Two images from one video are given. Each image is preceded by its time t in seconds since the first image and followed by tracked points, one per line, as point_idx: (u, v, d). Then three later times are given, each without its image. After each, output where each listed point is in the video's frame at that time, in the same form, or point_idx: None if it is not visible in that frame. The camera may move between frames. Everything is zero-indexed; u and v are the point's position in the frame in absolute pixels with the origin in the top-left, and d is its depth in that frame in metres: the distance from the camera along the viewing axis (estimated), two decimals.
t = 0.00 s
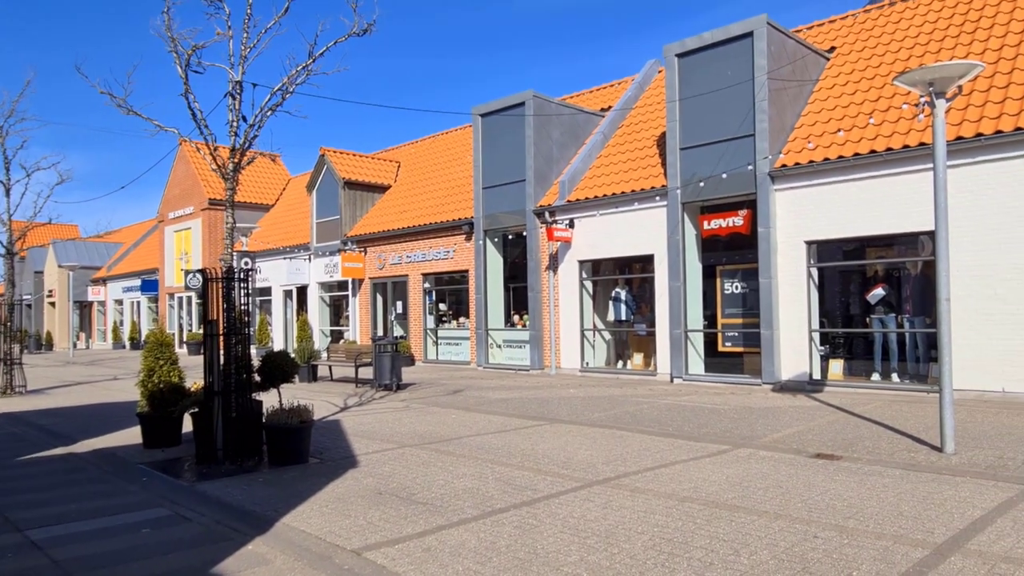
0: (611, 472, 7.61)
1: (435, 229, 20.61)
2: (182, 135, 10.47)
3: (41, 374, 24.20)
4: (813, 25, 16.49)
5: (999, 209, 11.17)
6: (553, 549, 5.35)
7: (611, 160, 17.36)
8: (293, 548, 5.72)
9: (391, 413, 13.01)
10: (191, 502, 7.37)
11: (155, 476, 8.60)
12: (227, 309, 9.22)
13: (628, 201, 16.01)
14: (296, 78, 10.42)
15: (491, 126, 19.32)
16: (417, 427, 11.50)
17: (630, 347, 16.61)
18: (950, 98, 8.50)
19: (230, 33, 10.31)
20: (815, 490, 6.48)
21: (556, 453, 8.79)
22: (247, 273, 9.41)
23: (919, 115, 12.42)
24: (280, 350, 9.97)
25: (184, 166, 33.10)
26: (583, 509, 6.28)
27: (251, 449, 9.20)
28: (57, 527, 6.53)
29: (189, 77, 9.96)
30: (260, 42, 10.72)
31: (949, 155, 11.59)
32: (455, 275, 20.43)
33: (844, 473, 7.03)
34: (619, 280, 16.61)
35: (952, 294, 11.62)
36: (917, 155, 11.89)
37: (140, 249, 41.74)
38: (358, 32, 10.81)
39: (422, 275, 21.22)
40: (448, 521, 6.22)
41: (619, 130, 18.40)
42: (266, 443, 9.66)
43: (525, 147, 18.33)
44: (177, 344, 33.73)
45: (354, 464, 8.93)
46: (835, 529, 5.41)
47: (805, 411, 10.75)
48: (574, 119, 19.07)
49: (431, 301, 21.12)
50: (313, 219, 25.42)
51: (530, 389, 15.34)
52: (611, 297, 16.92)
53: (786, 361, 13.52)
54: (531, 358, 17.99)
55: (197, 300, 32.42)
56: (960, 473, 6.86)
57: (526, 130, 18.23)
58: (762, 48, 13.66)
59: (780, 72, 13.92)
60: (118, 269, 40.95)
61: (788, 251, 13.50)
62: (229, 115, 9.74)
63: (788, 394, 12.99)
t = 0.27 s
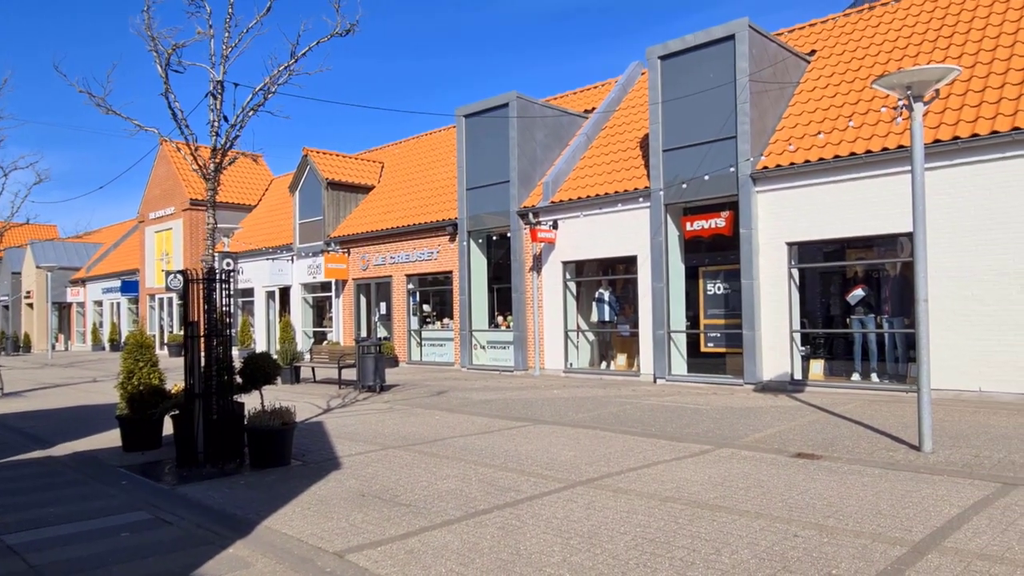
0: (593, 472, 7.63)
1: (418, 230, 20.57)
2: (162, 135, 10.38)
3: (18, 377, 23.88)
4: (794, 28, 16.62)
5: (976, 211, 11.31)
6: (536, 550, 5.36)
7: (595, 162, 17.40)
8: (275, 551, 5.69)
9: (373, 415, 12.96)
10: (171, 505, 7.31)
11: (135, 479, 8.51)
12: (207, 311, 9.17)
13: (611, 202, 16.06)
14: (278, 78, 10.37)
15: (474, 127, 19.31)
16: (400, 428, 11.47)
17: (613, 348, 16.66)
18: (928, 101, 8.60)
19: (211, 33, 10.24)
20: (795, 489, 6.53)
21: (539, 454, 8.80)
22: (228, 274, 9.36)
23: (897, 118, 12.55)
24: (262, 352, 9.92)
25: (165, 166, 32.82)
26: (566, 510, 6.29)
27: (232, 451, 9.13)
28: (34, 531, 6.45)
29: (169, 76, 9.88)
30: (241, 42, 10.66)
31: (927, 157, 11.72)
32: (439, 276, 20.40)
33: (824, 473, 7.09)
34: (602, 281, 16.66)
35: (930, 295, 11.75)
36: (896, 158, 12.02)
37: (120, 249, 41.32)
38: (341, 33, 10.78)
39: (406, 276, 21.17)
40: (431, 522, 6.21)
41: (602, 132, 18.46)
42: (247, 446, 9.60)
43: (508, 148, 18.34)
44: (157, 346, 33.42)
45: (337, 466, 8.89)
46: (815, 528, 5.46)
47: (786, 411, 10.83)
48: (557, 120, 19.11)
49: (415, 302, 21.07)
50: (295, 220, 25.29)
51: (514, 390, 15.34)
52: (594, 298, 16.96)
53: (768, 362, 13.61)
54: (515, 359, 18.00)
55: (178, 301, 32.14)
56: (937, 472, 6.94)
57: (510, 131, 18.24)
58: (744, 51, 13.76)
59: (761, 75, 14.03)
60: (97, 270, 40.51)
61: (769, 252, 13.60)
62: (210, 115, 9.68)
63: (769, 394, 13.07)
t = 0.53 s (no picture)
0: (576, 474, 7.64)
1: (402, 231, 20.53)
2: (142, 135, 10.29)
3: None
4: (775, 32, 16.75)
5: (953, 213, 11.45)
6: (518, 551, 5.36)
7: (578, 163, 17.44)
8: (256, 555, 5.65)
9: (356, 417, 12.91)
10: (151, 508, 7.24)
11: (114, 482, 8.42)
12: (188, 312, 9.10)
13: (594, 204, 16.10)
14: (260, 79, 10.32)
15: (458, 128, 19.29)
16: (383, 430, 11.43)
17: (597, 349, 16.69)
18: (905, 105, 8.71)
19: (192, 32, 10.17)
20: (776, 489, 6.58)
21: (523, 455, 8.80)
22: (209, 275, 9.31)
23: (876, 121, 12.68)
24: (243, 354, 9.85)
25: (145, 166, 32.52)
26: (549, 511, 6.30)
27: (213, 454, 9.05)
28: (10, 537, 6.37)
29: (149, 75, 9.80)
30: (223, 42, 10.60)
31: (905, 161, 11.86)
32: (422, 277, 20.37)
33: (804, 472, 7.15)
34: (586, 282, 16.69)
35: (908, 297, 11.88)
36: (875, 160, 12.15)
37: (99, 250, 40.89)
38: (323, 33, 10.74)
39: (389, 278, 21.11)
40: (414, 525, 6.19)
41: (585, 134, 18.51)
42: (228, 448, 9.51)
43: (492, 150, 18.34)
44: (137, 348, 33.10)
45: (319, 468, 8.85)
46: (795, 527, 5.50)
47: (768, 411, 10.91)
48: (541, 122, 19.14)
49: (399, 303, 21.02)
50: (278, 221, 25.14)
51: (497, 392, 15.34)
52: (577, 299, 16.99)
53: (749, 363, 13.70)
54: (499, 361, 18.00)
55: (159, 303, 31.83)
56: (915, 471, 7.02)
57: (493, 132, 18.25)
58: (725, 54, 13.85)
59: (743, 78, 14.12)
60: (76, 271, 40.06)
61: (751, 254, 13.69)
62: (191, 115, 9.61)
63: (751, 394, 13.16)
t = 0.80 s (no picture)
0: (557, 474, 7.65)
1: (384, 232, 20.46)
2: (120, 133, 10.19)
3: None
4: (756, 35, 16.88)
5: (930, 216, 11.58)
6: (499, 552, 5.36)
7: (561, 164, 17.48)
8: (234, 558, 5.61)
9: (337, 418, 12.84)
10: (128, 511, 7.16)
11: (90, 485, 8.32)
12: (166, 313, 9.00)
13: (576, 205, 16.14)
14: (240, 78, 10.25)
15: (441, 129, 19.27)
16: (365, 431, 11.38)
17: (579, 350, 16.73)
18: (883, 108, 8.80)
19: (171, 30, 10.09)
20: (756, 488, 6.62)
21: (504, 456, 8.80)
22: (189, 275, 9.22)
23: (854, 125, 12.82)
24: (222, 355, 9.77)
25: (123, 165, 32.18)
26: (530, 512, 6.31)
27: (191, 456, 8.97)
28: None
29: (127, 73, 9.71)
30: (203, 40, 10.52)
31: (882, 164, 11.98)
32: (405, 278, 20.32)
33: (783, 472, 7.21)
34: (568, 283, 16.72)
35: (885, 298, 12.02)
36: (853, 163, 12.27)
37: (77, 250, 40.41)
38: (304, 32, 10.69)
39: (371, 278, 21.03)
40: (394, 526, 6.17)
41: (568, 135, 18.55)
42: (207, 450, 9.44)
43: (474, 151, 18.34)
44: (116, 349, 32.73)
45: (299, 470, 8.80)
46: (774, 527, 5.54)
47: (748, 412, 10.99)
48: (524, 123, 19.17)
49: (381, 304, 20.95)
50: (259, 221, 24.97)
51: (479, 393, 15.32)
52: (560, 300, 17.01)
53: (730, 363, 13.79)
54: (481, 361, 17.99)
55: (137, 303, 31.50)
56: (892, 470, 7.10)
57: (476, 133, 18.24)
58: (707, 57, 13.94)
59: (724, 81, 14.22)
60: (53, 271, 39.55)
61: (731, 255, 13.79)
62: (170, 113, 9.52)
63: (732, 395, 13.24)
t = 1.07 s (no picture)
0: (537, 475, 7.66)
1: (365, 232, 20.38)
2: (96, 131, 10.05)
3: None
4: (735, 39, 17.00)
5: (906, 219, 11.72)
6: (478, 553, 5.35)
7: (542, 166, 17.50)
8: (211, 561, 5.56)
9: (317, 419, 12.77)
10: (102, 514, 7.07)
11: (64, 488, 8.21)
12: (142, 314, 8.85)
13: (557, 206, 16.16)
14: (219, 76, 10.15)
15: (422, 129, 19.22)
16: (344, 432, 11.31)
17: (559, 351, 16.75)
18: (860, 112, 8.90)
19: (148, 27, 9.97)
20: (734, 488, 6.67)
21: (484, 457, 8.79)
22: (166, 275, 9.06)
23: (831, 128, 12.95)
24: (200, 356, 9.65)
25: (100, 164, 31.78)
26: (510, 512, 6.31)
27: (167, 458, 8.87)
28: None
29: (103, 70, 9.59)
30: (181, 37, 10.40)
31: (859, 167, 12.11)
32: (385, 278, 20.23)
33: (761, 472, 7.27)
34: (549, 284, 16.74)
35: (862, 299, 12.14)
36: (831, 166, 12.40)
37: (52, 249, 39.85)
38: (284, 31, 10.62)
39: (351, 278, 20.93)
40: (373, 527, 6.14)
41: (549, 136, 18.58)
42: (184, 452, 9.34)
43: (456, 151, 18.31)
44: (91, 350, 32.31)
45: (278, 471, 8.73)
46: (751, 526, 5.58)
47: (727, 412, 11.06)
48: (505, 124, 19.17)
49: (361, 305, 20.85)
50: (238, 221, 24.77)
51: (460, 394, 15.30)
52: (540, 301, 17.03)
53: (709, 364, 13.88)
54: (462, 362, 17.97)
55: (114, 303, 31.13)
56: (868, 470, 7.17)
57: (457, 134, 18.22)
58: (687, 60, 14.02)
59: (704, 84, 14.31)
60: (27, 270, 38.98)
61: (711, 257, 13.88)
62: (147, 111, 9.42)
63: (711, 395, 13.33)
